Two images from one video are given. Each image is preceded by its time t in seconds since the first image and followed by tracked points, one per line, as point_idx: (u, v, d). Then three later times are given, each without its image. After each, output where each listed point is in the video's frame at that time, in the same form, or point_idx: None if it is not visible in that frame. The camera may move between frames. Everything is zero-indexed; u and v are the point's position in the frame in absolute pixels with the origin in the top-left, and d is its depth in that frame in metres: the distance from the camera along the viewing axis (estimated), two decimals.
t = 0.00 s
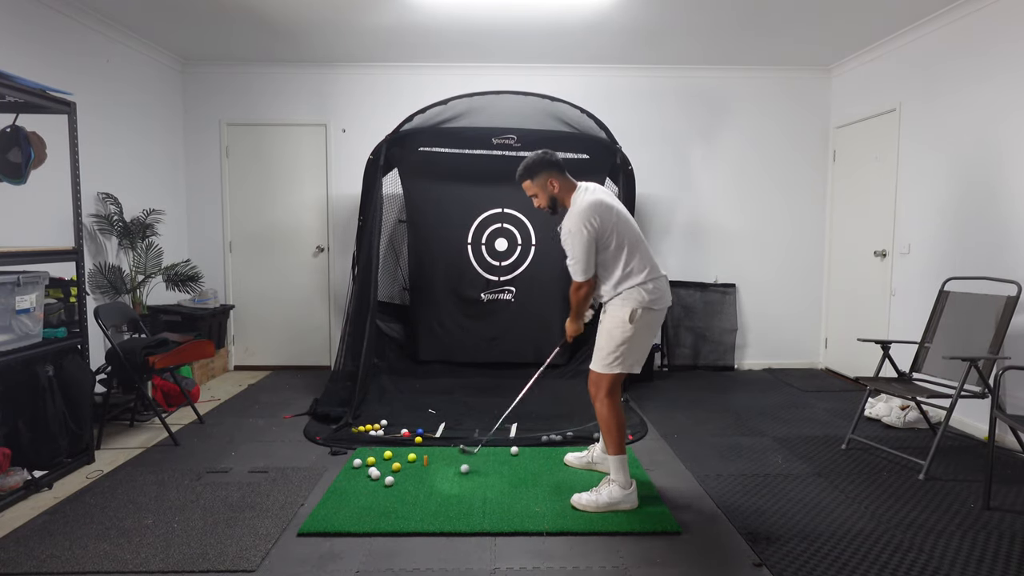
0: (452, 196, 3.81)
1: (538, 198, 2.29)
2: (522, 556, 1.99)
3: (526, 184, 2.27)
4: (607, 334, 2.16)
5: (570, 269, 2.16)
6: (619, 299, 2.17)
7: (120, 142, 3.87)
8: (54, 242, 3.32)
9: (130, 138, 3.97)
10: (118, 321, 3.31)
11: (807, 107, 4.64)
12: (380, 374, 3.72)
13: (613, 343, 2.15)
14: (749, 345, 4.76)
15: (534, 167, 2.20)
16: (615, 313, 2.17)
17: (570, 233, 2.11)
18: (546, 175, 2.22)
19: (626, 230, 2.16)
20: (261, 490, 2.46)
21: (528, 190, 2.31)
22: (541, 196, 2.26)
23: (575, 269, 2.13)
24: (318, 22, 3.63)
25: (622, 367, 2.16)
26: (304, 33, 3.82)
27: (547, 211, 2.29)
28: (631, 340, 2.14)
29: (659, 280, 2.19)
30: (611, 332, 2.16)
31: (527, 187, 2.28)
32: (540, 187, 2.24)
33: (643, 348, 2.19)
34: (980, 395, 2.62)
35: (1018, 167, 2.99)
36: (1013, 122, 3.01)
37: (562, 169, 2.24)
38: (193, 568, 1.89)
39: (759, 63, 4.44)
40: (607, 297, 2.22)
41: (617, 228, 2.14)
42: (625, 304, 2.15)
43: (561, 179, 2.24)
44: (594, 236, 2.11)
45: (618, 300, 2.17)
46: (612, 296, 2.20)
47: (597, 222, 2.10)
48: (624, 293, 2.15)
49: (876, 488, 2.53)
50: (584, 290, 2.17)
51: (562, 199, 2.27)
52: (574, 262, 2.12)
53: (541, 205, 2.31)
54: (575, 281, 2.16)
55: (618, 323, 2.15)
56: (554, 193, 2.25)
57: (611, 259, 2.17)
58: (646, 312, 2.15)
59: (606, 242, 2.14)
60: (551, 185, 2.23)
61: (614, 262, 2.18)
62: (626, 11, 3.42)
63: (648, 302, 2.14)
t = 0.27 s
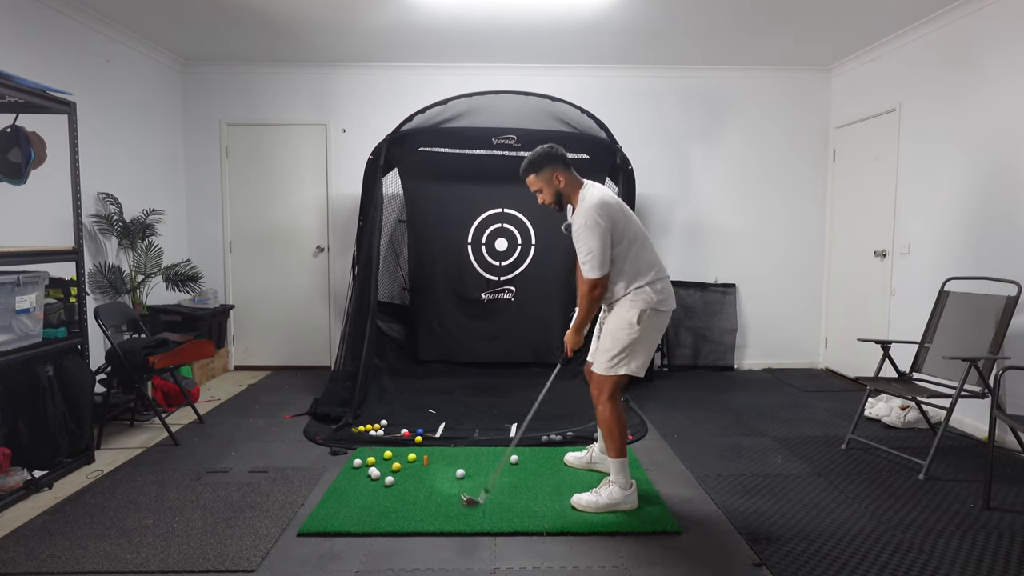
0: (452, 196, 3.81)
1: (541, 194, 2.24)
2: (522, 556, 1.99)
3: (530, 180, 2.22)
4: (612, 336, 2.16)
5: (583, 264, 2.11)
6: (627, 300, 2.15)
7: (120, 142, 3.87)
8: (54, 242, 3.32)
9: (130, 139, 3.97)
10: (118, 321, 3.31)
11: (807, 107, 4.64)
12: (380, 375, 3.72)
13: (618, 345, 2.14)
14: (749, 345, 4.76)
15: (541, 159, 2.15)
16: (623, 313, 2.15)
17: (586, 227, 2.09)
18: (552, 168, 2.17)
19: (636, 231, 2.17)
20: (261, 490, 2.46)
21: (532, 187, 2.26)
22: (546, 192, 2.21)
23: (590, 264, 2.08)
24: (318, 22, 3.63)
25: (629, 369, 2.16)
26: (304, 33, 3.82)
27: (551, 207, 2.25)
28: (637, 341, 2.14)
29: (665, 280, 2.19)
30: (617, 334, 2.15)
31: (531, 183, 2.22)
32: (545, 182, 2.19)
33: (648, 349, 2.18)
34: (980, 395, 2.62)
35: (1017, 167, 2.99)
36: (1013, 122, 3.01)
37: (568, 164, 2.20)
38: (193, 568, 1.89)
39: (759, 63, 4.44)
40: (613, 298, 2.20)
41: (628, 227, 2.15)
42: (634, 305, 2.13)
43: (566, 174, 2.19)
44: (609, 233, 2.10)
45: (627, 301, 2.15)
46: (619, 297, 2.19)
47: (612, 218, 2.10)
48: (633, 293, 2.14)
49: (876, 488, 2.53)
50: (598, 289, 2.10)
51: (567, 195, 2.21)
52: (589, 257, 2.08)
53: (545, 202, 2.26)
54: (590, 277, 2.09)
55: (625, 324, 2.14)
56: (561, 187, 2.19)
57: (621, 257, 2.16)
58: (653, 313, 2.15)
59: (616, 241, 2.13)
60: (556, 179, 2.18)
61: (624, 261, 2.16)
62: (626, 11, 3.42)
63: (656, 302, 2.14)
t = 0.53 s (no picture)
0: (452, 196, 3.81)
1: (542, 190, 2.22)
2: (522, 556, 1.99)
3: (530, 176, 2.19)
4: (623, 329, 2.14)
5: (607, 244, 2.05)
6: (636, 291, 2.14)
7: (120, 142, 3.87)
8: (54, 242, 3.32)
9: (130, 139, 3.97)
10: (118, 321, 3.31)
11: (807, 107, 4.64)
12: (380, 375, 3.72)
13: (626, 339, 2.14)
14: (749, 345, 4.76)
15: (544, 154, 2.13)
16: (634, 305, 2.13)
17: (608, 210, 2.06)
18: (554, 163, 2.16)
19: (643, 227, 2.19)
20: (261, 490, 2.46)
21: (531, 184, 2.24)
22: (547, 188, 2.19)
23: (616, 244, 2.03)
24: (318, 23, 3.63)
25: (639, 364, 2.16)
26: (304, 33, 3.82)
27: (551, 203, 2.23)
28: (644, 336, 2.14)
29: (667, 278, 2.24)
30: (627, 330, 2.14)
31: (532, 179, 2.20)
32: (548, 177, 2.17)
33: (651, 344, 2.19)
34: (980, 395, 2.62)
35: (1017, 167, 2.99)
36: (1013, 122, 3.01)
37: (567, 160, 2.20)
38: (193, 568, 1.89)
39: (759, 63, 4.43)
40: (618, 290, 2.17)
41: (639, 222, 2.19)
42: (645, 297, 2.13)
43: (566, 170, 2.19)
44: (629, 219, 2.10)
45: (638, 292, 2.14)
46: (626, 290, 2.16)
47: (631, 207, 2.11)
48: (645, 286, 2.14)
49: (876, 488, 2.53)
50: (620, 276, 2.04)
51: (568, 190, 2.20)
52: (615, 237, 2.03)
53: (546, 198, 2.24)
54: (616, 259, 2.03)
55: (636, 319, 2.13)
56: (561, 183, 2.18)
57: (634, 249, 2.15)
58: (660, 308, 2.17)
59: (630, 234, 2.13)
60: (557, 174, 2.17)
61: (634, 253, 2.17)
62: (626, 11, 3.42)
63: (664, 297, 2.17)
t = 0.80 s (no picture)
0: (452, 196, 3.81)
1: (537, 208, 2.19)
2: (522, 556, 1.99)
3: (525, 195, 2.16)
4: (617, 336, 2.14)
5: (606, 256, 2.05)
6: (633, 300, 2.13)
7: (120, 142, 3.87)
8: (53, 242, 3.32)
9: (130, 139, 3.97)
10: (118, 321, 3.31)
11: (806, 107, 4.64)
12: (380, 375, 3.72)
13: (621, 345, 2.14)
14: (749, 345, 4.76)
15: (543, 168, 2.09)
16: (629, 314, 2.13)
17: (607, 223, 2.06)
18: (553, 178, 2.12)
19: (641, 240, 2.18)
20: (261, 490, 2.46)
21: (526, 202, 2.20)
22: (542, 206, 2.16)
23: (615, 256, 2.03)
24: (319, 23, 3.63)
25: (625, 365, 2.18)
26: (305, 33, 3.82)
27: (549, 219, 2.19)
28: (637, 342, 2.15)
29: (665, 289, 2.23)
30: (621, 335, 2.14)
31: (527, 197, 2.17)
32: (543, 195, 2.14)
33: (644, 350, 2.20)
34: (980, 395, 2.62)
35: (1016, 167, 3.00)
36: (1013, 122, 3.01)
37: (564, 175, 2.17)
38: (193, 568, 1.89)
39: (759, 63, 4.44)
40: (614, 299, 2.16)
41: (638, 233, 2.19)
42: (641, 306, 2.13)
43: (563, 185, 2.16)
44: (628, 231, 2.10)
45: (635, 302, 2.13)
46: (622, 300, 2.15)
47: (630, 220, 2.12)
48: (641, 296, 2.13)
49: (876, 488, 2.53)
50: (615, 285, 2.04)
51: (565, 206, 2.17)
52: (614, 249, 2.03)
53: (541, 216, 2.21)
54: (615, 271, 2.03)
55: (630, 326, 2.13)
56: (559, 198, 2.15)
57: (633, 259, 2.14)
58: (656, 316, 2.16)
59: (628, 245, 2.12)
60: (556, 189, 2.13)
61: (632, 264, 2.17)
62: (626, 11, 3.42)
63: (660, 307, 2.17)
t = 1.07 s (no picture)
0: (452, 196, 3.81)
1: (536, 222, 2.20)
2: (521, 555, 1.99)
3: (524, 209, 2.16)
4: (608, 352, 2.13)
5: (591, 283, 2.04)
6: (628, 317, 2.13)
7: (120, 142, 3.87)
8: (53, 242, 3.32)
9: (130, 139, 3.97)
10: (118, 321, 3.31)
11: (806, 107, 4.64)
12: (380, 374, 3.72)
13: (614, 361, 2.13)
14: (749, 345, 4.76)
15: (537, 187, 2.11)
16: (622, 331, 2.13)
17: (591, 250, 2.04)
18: (549, 196, 2.14)
19: (631, 254, 2.17)
20: (261, 490, 2.46)
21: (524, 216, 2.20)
22: (541, 221, 2.17)
23: (598, 284, 2.02)
24: (319, 23, 3.63)
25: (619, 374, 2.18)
26: (305, 34, 3.82)
27: (546, 234, 2.20)
28: (632, 354, 2.15)
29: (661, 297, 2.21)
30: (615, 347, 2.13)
31: (525, 212, 2.17)
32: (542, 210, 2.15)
33: (638, 362, 2.19)
34: (980, 395, 2.62)
35: (1017, 167, 2.99)
36: (1013, 122, 3.01)
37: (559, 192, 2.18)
38: (193, 568, 1.89)
39: (759, 63, 4.43)
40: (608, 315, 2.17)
41: (627, 252, 2.15)
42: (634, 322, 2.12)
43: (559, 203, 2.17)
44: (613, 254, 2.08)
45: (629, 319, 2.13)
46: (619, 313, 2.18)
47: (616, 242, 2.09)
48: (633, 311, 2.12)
49: (876, 488, 2.53)
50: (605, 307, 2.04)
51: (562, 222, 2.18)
52: (598, 277, 2.02)
53: (539, 230, 2.22)
54: (600, 298, 2.03)
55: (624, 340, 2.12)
56: (555, 215, 2.16)
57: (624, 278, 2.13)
58: (651, 329, 2.15)
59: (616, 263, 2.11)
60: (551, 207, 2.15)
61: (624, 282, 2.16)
62: (626, 11, 3.42)
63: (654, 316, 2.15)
